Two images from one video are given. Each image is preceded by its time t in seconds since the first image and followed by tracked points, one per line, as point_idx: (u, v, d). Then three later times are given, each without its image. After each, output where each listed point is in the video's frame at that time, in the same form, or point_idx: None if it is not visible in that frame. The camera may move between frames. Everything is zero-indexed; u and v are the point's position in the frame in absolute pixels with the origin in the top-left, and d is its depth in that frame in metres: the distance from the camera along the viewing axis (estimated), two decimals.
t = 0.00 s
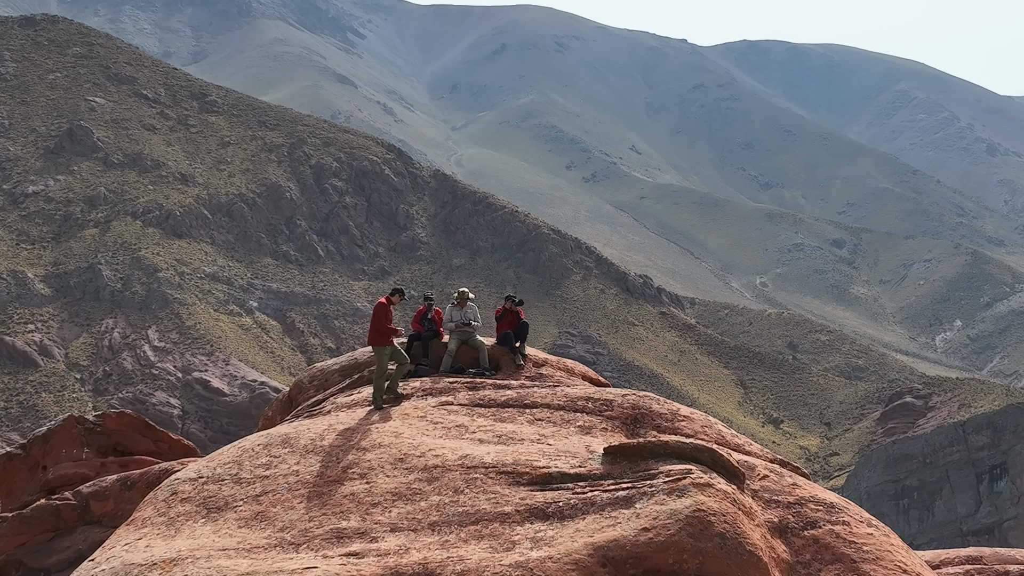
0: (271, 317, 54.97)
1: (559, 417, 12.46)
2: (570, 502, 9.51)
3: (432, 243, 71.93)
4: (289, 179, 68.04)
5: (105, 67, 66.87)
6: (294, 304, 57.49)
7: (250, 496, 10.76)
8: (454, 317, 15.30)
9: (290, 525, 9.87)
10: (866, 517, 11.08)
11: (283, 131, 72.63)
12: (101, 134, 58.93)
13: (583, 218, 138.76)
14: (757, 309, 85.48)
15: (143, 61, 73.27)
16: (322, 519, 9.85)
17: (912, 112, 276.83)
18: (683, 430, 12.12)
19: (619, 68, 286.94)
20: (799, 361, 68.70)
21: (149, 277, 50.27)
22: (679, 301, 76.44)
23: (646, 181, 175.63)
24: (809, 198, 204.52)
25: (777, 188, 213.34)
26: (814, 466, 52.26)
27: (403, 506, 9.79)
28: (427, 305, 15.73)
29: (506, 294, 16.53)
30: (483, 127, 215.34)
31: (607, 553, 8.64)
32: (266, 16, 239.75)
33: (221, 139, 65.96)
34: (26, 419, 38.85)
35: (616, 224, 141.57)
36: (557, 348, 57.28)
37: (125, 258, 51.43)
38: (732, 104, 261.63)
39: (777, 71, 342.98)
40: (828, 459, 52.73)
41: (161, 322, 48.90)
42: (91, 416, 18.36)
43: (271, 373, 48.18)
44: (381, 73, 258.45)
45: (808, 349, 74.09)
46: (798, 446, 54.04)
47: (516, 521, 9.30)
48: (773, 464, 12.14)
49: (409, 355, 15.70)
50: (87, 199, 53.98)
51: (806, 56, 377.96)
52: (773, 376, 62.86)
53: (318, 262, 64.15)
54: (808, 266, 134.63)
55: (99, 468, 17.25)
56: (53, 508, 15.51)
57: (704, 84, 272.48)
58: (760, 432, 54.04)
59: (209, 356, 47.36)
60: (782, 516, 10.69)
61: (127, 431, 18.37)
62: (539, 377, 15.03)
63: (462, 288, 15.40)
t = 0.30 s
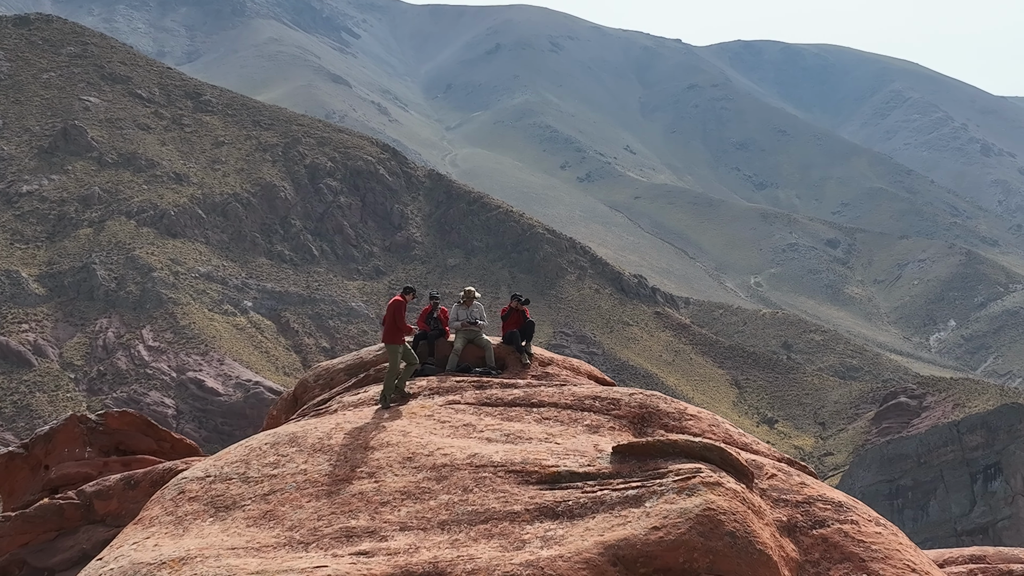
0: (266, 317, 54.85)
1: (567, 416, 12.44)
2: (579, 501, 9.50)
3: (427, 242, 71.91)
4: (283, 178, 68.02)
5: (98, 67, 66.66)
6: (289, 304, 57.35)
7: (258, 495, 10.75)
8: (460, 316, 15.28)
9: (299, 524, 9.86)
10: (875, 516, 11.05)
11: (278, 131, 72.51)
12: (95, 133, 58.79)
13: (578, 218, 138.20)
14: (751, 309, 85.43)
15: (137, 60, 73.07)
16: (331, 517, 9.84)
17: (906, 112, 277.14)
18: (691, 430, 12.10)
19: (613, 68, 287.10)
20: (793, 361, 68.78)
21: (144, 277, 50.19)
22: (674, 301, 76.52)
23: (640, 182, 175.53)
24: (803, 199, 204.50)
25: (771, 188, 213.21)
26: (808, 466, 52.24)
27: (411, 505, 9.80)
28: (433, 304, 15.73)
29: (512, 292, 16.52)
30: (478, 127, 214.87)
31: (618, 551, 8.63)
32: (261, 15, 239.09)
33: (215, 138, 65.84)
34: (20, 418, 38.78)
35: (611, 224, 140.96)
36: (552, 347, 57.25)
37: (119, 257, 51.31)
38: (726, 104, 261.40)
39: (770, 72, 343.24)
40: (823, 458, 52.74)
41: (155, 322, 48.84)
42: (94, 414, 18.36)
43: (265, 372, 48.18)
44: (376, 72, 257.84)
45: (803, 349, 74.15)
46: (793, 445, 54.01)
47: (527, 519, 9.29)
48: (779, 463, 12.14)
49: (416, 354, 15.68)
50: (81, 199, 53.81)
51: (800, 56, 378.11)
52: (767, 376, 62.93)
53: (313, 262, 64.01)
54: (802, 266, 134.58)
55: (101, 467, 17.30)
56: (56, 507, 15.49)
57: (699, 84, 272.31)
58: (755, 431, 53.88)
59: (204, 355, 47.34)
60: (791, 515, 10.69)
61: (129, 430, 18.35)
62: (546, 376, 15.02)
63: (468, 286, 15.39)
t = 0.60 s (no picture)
0: (260, 317, 54.79)
1: (575, 416, 12.45)
2: (590, 500, 9.49)
3: (422, 242, 71.91)
4: (277, 178, 67.97)
5: (93, 66, 66.47)
6: (283, 304, 57.30)
7: (267, 495, 10.75)
8: (466, 316, 15.29)
9: (308, 524, 9.86)
10: (882, 515, 11.05)
11: (273, 130, 72.40)
12: (89, 133, 58.71)
13: (572, 218, 137.93)
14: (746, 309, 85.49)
15: (131, 60, 72.82)
16: (340, 517, 9.83)
17: (900, 113, 277.52)
18: (699, 429, 12.08)
19: (607, 68, 287.00)
20: (788, 361, 68.87)
21: (138, 277, 50.13)
22: (668, 301, 76.64)
23: (635, 182, 175.49)
24: (798, 199, 204.64)
25: (766, 188, 213.28)
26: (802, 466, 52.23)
27: (421, 505, 9.79)
28: (439, 302, 15.74)
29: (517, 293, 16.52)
30: (472, 126, 214.53)
31: (629, 551, 8.62)
32: (256, 15, 238.43)
33: (210, 138, 65.68)
34: (14, 418, 38.72)
35: (606, 224, 140.62)
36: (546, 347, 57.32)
37: (113, 257, 51.25)
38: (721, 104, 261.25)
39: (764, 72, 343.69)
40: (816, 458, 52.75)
41: (149, 321, 48.78)
42: (95, 414, 18.36)
43: (259, 372, 48.32)
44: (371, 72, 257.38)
45: (797, 349, 74.24)
46: (787, 446, 53.97)
47: (537, 519, 9.28)
48: (787, 463, 12.12)
49: (423, 353, 15.66)
50: (75, 199, 53.73)
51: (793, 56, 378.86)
52: (762, 376, 62.94)
53: (307, 262, 63.91)
54: (796, 266, 134.68)
55: (104, 466, 17.31)
56: (60, 507, 15.48)
57: (693, 84, 272.06)
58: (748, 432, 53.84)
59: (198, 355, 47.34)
60: (801, 514, 10.67)
61: (132, 430, 18.34)
62: (552, 376, 15.02)
63: (475, 286, 15.39)
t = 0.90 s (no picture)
0: (254, 317, 54.71)
1: (584, 415, 12.45)
2: (601, 500, 9.49)
3: (416, 242, 71.82)
4: (271, 178, 67.88)
5: (87, 66, 66.22)
6: (277, 304, 57.22)
7: (277, 494, 10.75)
8: (473, 315, 15.30)
9: (320, 523, 9.88)
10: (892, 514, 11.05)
11: (267, 130, 72.23)
12: (83, 133, 58.60)
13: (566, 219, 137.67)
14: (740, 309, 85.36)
15: (125, 59, 72.58)
16: (351, 517, 9.82)
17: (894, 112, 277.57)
18: (708, 429, 12.06)
19: (602, 68, 287.02)
20: (782, 361, 68.79)
21: (131, 277, 50.11)
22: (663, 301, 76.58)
23: (628, 182, 175.35)
24: (792, 199, 204.53)
25: (760, 188, 213.14)
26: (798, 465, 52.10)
27: (432, 503, 9.79)
28: (447, 302, 15.74)
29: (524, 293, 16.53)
30: (466, 126, 214.18)
31: (642, 550, 8.63)
32: (250, 15, 237.85)
33: (204, 138, 65.48)
34: (8, 418, 38.73)
35: (600, 224, 140.23)
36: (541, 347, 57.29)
37: (107, 257, 51.20)
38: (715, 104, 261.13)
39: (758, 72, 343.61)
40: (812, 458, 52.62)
41: (143, 321, 48.79)
42: (99, 414, 18.34)
43: (253, 373, 48.45)
44: (366, 71, 256.96)
45: (790, 349, 74.13)
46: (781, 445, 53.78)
47: (548, 518, 9.28)
48: (797, 461, 12.10)
49: (430, 353, 15.64)
50: (69, 198, 53.61)
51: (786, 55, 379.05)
52: (756, 376, 62.88)
53: (301, 262, 63.78)
54: (790, 266, 134.62)
55: (108, 466, 17.30)
56: (65, 506, 15.47)
57: (687, 84, 271.94)
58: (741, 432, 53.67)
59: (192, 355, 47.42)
60: (810, 513, 10.67)
61: (136, 430, 18.32)
62: (559, 376, 15.01)
63: (482, 286, 15.40)
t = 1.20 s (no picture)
0: (248, 316, 54.65)
1: (592, 414, 12.44)
2: (610, 500, 9.49)
3: (410, 241, 71.71)
4: (265, 177, 67.90)
5: (80, 66, 66.04)
6: (271, 303, 57.16)
7: (285, 493, 10.75)
8: (480, 314, 15.30)
9: (329, 521, 9.88)
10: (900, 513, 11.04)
11: (260, 130, 72.10)
12: (76, 133, 58.51)
13: (560, 219, 137.26)
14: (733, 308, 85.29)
15: (118, 59, 72.37)
16: (360, 516, 9.82)
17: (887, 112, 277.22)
18: (715, 427, 12.05)
19: (596, 68, 286.94)
20: (776, 361, 68.76)
21: (125, 276, 50.11)
22: (656, 301, 76.56)
23: (622, 182, 175.16)
24: (785, 198, 204.39)
25: (753, 188, 213.05)
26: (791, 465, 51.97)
27: (442, 503, 9.79)
28: (453, 301, 15.78)
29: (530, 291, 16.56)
30: (460, 126, 213.91)
31: (652, 549, 8.65)
32: (244, 15, 237.40)
33: (197, 137, 65.34)
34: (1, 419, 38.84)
35: (593, 224, 139.86)
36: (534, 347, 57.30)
37: (100, 256, 51.17)
38: (708, 104, 260.62)
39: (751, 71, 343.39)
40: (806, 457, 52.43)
41: (137, 321, 48.88)
42: (101, 413, 18.34)
43: (247, 372, 48.60)
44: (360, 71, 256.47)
45: (784, 348, 74.03)
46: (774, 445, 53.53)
47: (558, 518, 9.29)
48: (804, 461, 12.08)
49: (437, 352, 15.65)
50: (62, 198, 53.52)
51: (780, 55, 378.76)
52: (749, 376, 62.85)
53: (295, 262, 63.70)
54: (783, 266, 134.53)
55: (110, 465, 17.31)
56: (69, 506, 15.47)
57: (680, 84, 271.73)
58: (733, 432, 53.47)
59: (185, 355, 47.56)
60: (819, 513, 10.67)
61: (138, 429, 18.32)
62: (566, 374, 15.00)
63: (488, 284, 15.41)
